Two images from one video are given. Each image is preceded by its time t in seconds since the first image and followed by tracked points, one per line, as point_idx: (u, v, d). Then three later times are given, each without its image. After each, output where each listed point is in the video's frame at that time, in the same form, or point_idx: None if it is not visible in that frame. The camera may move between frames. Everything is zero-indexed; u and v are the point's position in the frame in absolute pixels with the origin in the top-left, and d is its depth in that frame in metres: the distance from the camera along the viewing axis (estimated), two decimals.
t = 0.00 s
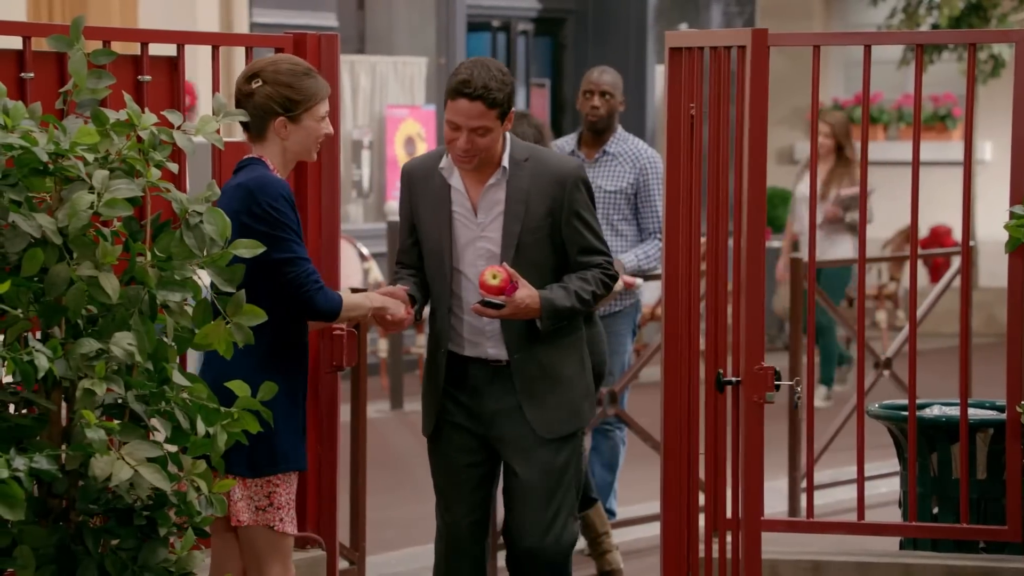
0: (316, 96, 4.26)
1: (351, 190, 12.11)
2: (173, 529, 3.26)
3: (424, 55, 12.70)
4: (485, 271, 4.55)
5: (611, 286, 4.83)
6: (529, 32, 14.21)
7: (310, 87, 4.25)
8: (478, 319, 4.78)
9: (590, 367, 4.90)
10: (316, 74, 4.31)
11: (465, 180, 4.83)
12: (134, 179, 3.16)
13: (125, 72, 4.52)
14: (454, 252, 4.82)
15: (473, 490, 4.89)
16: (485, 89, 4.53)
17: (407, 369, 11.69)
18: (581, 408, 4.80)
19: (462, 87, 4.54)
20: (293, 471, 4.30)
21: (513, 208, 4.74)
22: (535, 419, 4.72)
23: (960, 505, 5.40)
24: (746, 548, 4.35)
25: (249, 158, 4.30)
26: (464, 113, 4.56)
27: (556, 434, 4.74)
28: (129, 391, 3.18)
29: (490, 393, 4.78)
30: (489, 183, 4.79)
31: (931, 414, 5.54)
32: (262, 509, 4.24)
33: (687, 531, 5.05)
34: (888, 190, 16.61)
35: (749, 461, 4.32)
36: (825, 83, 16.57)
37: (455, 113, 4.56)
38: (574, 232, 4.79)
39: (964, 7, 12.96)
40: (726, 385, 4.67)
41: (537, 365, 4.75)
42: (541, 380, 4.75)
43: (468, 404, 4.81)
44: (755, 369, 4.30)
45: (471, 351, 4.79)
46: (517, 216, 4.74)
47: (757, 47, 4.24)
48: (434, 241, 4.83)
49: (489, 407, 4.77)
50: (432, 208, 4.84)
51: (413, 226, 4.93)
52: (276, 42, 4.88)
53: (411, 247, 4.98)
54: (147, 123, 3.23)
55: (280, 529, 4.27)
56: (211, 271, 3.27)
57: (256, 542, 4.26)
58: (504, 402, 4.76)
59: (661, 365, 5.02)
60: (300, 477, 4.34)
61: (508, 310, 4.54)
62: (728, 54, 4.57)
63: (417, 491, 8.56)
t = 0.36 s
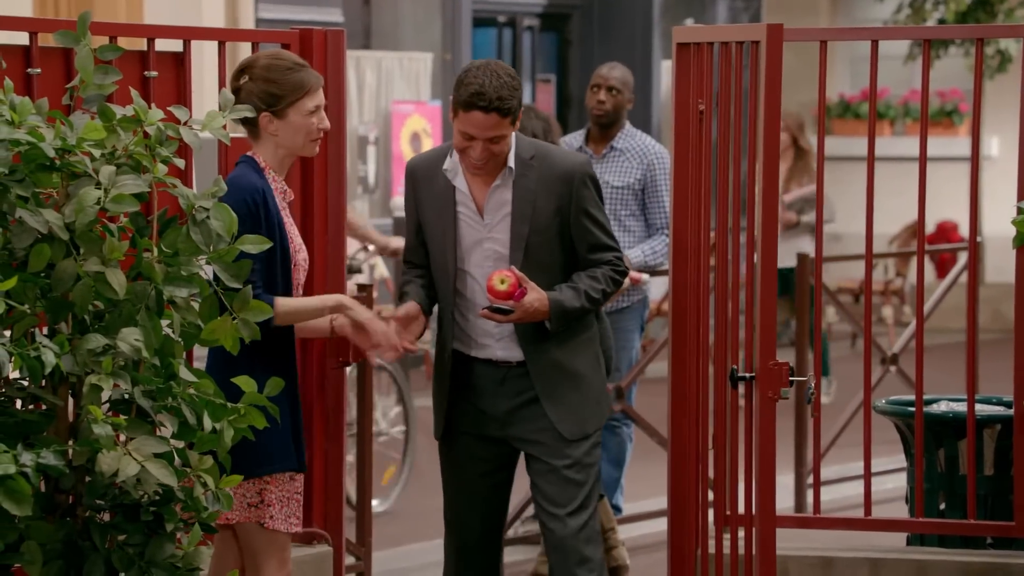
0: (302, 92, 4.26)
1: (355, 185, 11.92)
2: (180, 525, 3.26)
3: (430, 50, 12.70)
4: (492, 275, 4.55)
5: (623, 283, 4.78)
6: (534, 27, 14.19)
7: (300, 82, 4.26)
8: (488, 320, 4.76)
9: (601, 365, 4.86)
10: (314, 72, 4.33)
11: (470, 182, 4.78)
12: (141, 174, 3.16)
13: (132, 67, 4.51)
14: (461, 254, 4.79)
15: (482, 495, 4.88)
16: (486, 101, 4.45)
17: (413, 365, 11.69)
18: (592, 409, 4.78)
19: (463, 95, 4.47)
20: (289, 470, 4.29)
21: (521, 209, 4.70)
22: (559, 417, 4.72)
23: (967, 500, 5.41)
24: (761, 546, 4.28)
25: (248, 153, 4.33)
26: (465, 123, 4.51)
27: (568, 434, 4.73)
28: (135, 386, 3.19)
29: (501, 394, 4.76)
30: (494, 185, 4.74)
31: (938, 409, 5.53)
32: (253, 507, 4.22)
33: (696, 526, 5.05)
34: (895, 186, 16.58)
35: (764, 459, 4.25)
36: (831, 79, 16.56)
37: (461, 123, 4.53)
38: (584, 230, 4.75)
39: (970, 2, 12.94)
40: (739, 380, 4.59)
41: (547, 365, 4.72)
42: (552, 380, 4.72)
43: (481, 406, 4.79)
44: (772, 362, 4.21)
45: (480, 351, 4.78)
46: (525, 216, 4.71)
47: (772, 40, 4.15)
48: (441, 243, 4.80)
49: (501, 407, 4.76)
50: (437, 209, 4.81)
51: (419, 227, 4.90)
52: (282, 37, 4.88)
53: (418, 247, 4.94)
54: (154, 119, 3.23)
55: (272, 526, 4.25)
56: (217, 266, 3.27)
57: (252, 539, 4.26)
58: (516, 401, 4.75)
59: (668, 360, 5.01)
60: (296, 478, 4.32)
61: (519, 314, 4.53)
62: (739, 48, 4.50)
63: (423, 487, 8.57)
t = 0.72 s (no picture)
0: (305, 101, 4.20)
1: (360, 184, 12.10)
2: (185, 523, 3.27)
3: (433, 49, 12.60)
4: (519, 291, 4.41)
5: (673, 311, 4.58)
6: (538, 26, 14.01)
7: (309, 91, 4.20)
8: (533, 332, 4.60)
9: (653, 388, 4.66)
10: (331, 84, 4.25)
11: (535, 185, 4.66)
12: (147, 174, 3.16)
13: (136, 66, 4.48)
14: (514, 259, 4.65)
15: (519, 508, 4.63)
16: (535, 101, 4.50)
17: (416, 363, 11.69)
18: (636, 432, 4.56)
19: (522, 78, 4.51)
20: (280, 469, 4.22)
21: (579, 221, 4.54)
22: (593, 439, 4.50)
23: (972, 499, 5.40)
24: (765, 546, 4.26)
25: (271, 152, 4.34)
26: (510, 114, 4.52)
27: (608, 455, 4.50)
28: (141, 385, 3.18)
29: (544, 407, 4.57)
30: (558, 191, 4.60)
31: (943, 408, 5.52)
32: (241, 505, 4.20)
33: (701, 527, 5.03)
34: (900, 185, 16.53)
35: (768, 458, 4.24)
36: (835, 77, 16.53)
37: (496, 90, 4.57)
38: (641, 249, 4.55)
39: None
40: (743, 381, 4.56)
41: (589, 383, 4.52)
42: (593, 399, 4.52)
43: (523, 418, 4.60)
44: (776, 362, 4.19)
45: (526, 362, 4.60)
46: (581, 229, 4.54)
47: (777, 39, 4.15)
48: (498, 243, 4.67)
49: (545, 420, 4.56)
50: (498, 210, 4.68)
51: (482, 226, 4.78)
52: (286, 36, 4.84)
53: (478, 247, 4.84)
54: (159, 118, 3.24)
55: (263, 525, 4.21)
56: (223, 266, 3.27)
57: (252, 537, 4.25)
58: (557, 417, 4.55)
59: (674, 359, 4.99)
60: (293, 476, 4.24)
61: (546, 331, 4.39)
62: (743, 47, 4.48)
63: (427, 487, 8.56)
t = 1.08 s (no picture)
0: (341, 98, 4.20)
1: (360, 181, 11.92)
2: (191, 521, 3.26)
3: (435, 47, 12.43)
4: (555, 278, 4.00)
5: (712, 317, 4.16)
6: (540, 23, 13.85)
7: (341, 89, 4.20)
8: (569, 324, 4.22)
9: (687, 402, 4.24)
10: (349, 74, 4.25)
11: (584, 170, 4.26)
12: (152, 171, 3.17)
13: (142, 64, 4.44)
14: (555, 244, 4.26)
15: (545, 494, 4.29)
16: (597, 74, 4.10)
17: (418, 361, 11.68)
18: (665, 444, 4.16)
19: (580, 57, 4.09)
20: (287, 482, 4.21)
21: (620, 212, 4.15)
22: (612, 445, 4.13)
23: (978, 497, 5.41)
24: (772, 544, 4.26)
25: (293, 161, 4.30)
26: (572, 95, 4.09)
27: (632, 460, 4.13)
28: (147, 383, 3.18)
29: (568, 404, 4.21)
30: (604, 178, 4.20)
31: (948, 406, 5.52)
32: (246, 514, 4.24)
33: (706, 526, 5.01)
34: (903, 183, 16.49)
35: (775, 454, 4.23)
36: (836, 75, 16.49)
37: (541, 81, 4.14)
38: (682, 246, 4.13)
39: None
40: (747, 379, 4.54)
41: (617, 386, 4.14)
42: (621, 402, 4.14)
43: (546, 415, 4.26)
44: (782, 360, 4.18)
45: (557, 355, 4.23)
46: (621, 221, 4.15)
47: (783, 37, 4.13)
48: (540, 226, 4.28)
49: (566, 420, 4.21)
50: (543, 192, 4.29)
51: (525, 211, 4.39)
52: (291, 33, 4.81)
53: (518, 234, 4.42)
54: (165, 116, 3.24)
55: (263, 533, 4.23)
56: (228, 263, 3.27)
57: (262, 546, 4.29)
58: (583, 418, 4.19)
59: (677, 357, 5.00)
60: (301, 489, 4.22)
61: (577, 324, 4.00)
62: (744, 46, 4.49)
63: (431, 485, 8.55)
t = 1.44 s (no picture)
0: (360, 92, 4.13)
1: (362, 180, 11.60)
2: (197, 522, 3.27)
3: (438, 48, 12.18)
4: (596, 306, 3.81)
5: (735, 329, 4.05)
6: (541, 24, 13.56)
7: (359, 82, 4.13)
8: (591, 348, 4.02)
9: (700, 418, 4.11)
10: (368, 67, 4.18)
11: (592, 191, 4.06)
12: (159, 172, 3.17)
13: (147, 65, 4.38)
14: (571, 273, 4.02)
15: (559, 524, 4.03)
16: (615, 85, 3.92)
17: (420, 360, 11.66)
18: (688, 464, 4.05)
19: (602, 72, 3.90)
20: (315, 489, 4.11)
21: (642, 231, 3.99)
22: (637, 469, 3.96)
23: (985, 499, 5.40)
24: (778, 545, 4.26)
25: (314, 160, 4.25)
26: (598, 111, 3.88)
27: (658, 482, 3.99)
28: (153, 384, 3.18)
29: (591, 436, 4.00)
30: (619, 198, 4.02)
31: (954, 407, 5.51)
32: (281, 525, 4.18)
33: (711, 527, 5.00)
34: (906, 183, 16.47)
35: (781, 455, 4.24)
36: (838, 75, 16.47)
37: (562, 98, 3.89)
38: (704, 263, 3.99)
39: None
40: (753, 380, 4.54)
41: (642, 411, 3.98)
42: (649, 426, 3.97)
43: (564, 449, 4.03)
44: (789, 361, 4.18)
45: (580, 385, 4.01)
46: (643, 240, 3.98)
47: (790, 37, 4.13)
48: (553, 257, 4.04)
49: (590, 451, 4.00)
50: (552, 220, 4.05)
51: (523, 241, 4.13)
52: (297, 34, 4.77)
53: (515, 265, 4.16)
54: (172, 116, 3.24)
55: (298, 546, 4.16)
56: (235, 263, 3.27)
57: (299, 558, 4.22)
58: (607, 447, 3.99)
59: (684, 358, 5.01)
60: (334, 499, 4.12)
61: (624, 351, 3.82)
62: (749, 46, 4.48)
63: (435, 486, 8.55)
